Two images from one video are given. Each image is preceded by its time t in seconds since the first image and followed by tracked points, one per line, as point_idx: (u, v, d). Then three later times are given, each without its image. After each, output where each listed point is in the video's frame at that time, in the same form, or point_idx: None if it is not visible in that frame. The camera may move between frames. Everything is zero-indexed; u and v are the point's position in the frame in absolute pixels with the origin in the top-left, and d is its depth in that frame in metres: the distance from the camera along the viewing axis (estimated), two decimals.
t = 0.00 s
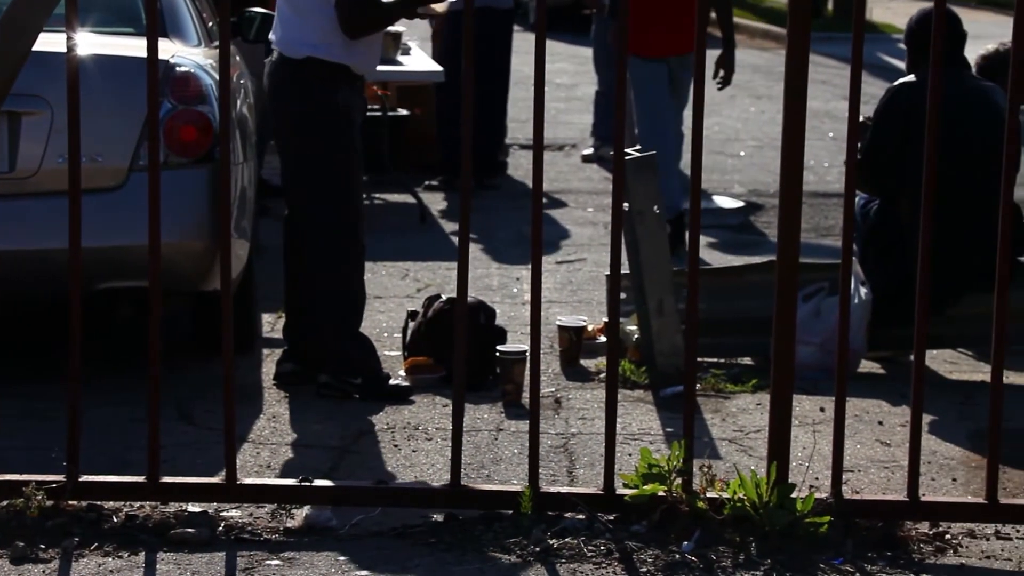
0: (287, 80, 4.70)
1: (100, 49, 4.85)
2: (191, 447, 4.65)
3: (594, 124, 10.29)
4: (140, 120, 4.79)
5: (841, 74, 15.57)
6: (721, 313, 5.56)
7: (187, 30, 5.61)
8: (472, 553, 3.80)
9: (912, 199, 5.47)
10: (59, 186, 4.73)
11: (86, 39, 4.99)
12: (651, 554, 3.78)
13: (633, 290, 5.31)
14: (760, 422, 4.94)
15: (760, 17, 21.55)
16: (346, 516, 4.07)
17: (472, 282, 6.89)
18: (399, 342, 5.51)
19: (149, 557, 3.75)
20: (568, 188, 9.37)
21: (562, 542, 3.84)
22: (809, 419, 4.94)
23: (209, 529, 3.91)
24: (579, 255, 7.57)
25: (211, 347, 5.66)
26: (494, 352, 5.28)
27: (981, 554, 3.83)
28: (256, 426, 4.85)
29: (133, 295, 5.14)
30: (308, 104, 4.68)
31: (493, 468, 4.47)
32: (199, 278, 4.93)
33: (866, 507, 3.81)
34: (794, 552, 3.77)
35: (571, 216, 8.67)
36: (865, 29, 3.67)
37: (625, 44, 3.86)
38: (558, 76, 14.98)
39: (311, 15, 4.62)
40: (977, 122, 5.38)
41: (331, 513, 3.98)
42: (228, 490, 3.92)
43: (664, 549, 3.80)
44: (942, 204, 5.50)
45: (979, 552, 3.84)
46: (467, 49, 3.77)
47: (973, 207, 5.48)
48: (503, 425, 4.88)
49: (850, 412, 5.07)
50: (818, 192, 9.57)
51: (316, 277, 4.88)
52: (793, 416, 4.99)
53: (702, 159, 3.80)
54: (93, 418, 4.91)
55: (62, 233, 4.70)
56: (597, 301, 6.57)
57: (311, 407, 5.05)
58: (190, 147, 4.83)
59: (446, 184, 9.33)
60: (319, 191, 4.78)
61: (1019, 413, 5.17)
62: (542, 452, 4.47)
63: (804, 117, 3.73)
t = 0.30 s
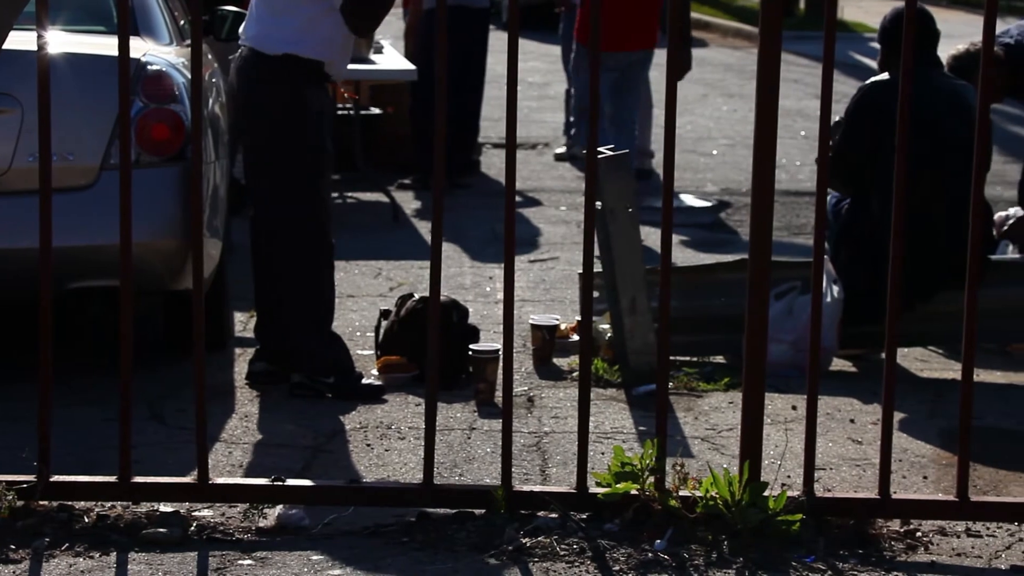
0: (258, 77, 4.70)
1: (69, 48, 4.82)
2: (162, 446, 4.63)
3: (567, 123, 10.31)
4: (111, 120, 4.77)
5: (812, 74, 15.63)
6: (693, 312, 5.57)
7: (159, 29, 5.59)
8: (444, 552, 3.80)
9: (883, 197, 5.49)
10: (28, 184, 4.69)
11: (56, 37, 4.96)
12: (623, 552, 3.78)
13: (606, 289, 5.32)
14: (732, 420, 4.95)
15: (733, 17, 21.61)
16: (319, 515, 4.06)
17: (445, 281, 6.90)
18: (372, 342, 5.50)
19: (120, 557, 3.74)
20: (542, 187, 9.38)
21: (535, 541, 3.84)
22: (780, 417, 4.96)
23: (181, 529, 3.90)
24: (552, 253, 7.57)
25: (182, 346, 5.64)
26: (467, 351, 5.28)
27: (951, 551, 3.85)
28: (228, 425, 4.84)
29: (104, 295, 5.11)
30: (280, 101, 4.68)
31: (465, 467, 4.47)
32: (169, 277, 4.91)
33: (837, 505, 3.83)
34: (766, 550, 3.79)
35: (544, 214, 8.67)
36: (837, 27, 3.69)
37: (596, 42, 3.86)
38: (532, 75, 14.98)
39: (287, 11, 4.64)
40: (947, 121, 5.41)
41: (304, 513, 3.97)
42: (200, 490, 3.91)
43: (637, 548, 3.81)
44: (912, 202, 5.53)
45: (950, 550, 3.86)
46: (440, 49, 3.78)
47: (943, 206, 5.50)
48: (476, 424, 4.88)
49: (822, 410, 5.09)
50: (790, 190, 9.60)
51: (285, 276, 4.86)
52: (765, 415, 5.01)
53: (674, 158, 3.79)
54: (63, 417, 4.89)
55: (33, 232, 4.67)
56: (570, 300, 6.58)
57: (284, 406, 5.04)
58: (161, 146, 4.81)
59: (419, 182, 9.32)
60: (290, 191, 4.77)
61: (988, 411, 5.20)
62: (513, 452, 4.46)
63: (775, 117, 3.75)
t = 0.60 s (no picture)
0: (234, 76, 4.67)
1: (39, 45, 4.77)
2: (135, 446, 4.62)
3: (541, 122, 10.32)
4: (82, 119, 4.73)
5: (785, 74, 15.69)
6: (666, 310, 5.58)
7: (131, 27, 5.57)
8: (418, 551, 3.80)
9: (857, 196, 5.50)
10: None
11: (26, 35, 4.92)
12: (597, 551, 3.79)
13: (580, 287, 5.33)
14: (705, 418, 4.97)
15: (706, 16, 21.67)
16: (292, 514, 4.05)
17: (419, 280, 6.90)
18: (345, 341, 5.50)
19: (92, 557, 3.72)
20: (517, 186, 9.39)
21: (509, 540, 3.84)
22: (753, 415, 4.98)
23: (154, 529, 3.88)
24: (526, 252, 7.58)
25: (154, 346, 5.62)
26: (441, 350, 5.28)
27: (923, 548, 3.88)
28: (201, 424, 4.82)
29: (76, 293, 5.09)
30: (258, 100, 4.67)
31: (439, 466, 4.47)
32: (142, 276, 4.89)
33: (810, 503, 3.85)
34: (740, 548, 3.80)
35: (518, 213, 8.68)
36: (810, 28, 3.70)
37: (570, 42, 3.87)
38: (505, 73, 14.99)
39: (268, 6, 4.63)
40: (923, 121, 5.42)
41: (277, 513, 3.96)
42: (172, 490, 3.89)
43: (611, 546, 3.82)
44: (886, 201, 5.55)
45: (922, 547, 3.88)
46: (413, 49, 3.77)
47: (919, 205, 5.53)
48: (450, 423, 4.87)
49: (795, 409, 5.11)
50: (764, 189, 9.64)
51: (262, 275, 4.84)
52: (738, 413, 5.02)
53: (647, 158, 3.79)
54: (34, 417, 4.86)
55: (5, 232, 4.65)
56: (544, 298, 6.59)
57: (257, 405, 5.03)
58: (133, 146, 4.78)
59: (392, 181, 9.32)
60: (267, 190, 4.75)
61: (960, 408, 5.23)
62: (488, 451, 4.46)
63: (748, 116, 3.75)
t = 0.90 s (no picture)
0: (220, 75, 4.66)
1: (19, 44, 4.76)
2: (116, 445, 4.60)
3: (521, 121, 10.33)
4: (61, 117, 4.72)
5: (765, 73, 15.73)
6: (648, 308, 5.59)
7: (110, 26, 5.55)
8: (401, 550, 3.80)
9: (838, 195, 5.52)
10: None
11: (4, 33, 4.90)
12: (579, 549, 3.79)
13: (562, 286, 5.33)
14: (687, 416, 4.98)
15: (686, 14, 21.71)
16: (274, 514, 4.04)
17: (400, 279, 6.90)
18: (328, 340, 5.49)
19: (73, 557, 3.71)
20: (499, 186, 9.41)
21: (492, 539, 3.85)
22: (733, 413, 4.99)
23: (135, 529, 3.87)
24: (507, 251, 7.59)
25: (134, 345, 5.60)
26: (422, 349, 5.27)
27: (904, 546, 3.89)
28: (182, 424, 4.81)
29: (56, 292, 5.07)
30: (245, 100, 4.66)
31: (422, 465, 4.47)
32: (123, 276, 4.87)
33: (792, 501, 3.86)
34: (722, 546, 3.81)
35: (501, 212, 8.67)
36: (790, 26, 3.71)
37: (551, 41, 3.87)
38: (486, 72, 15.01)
39: (252, 8, 4.60)
40: (906, 120, 5.44)
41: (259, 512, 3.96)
42: (154, 490, 3.88)
43: (593, 545, 3.82)
44: (868, 201, 5.57)
45: (903, 545, 3.90)
46: (394, 47, 3.76)
47: (903, 203, 5.54)
48: (432, 422, 4.87)
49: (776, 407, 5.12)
50: (744, 188, 9.67)
51: (249, 274, 4.83)
52: (720, 412, 5.04)
53: (628, 157, 3.79)
54: (13, 417, 4.84)
55: None
56: (525, 297, 6.59)
57: (238, 405, 5.01)
58: (114, 144, 4.77)
59: (372, 180, 9.31)
60: (253, 190, 4.74)
61: (940, 407, 5.25)
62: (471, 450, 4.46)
63: (729, 115, 3.76)
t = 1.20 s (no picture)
0: (202, 75, 4.65)
1: None
2: (95, 445, 4.59)
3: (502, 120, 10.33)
4: (41, 117, 4.70)
5: (745, 74, 15.75)
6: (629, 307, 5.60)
7: (89, 25, 5.53)
8: (381, 550, 3.80)
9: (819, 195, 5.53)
10: None
11: None
12: (560, 549, 3.80)
13: (542, 285, 5.33)
14: (667, 415, 4.98)
15: (667, 14, 21.73)
16: (254, 514, 4.03)
17: (381, 278, 6.90)
18: (309, 339, 5.48)
19: (53, 557, 3.69)
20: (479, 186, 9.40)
21: (472, 539, 3.85)
22: (714, 413, 5.01)
23: (115, 529, 3.86)
24: (488, 250, 7.59)
25: (114, 345, 5.58)
26: (403, 348, 5.27)
27: (884, 545, 3.90)
28: (162, 424, 4.79)
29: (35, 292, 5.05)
30: (227, 98, 4.64)
31: (403, 464, 4.46)
32: (103, 275, 4.85)
33: (771, 500, 3.87)
34: (702, 545, 3.81)
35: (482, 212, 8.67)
36: (770, 25, 3.72)
37: (531, 41, 3.87)
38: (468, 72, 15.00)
39: (227, 9, 4.54)
40: (887, 120, 5.45)
41: (239, 512, 3.95)
42: (133, 490, 3.87)
43: (574, 544, 3.82)
44: (848, 201, 5.58)
45: (883, 544, 3.91)
46: (374, 46, 3.76)
47: (883, 202, 5.56)
48: (412, 421, 4.87)
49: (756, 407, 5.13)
50: (724, 187, 9.68)
51: (232, 272, 4.82)
52: (701, 411, 5.04)
53: (609, 156, 3.79)
54: None
55: None
56: (505, 296, 6.59)
57: (218, 405, 5.00)
58: (94, 144, 4.76)
59: (353, 180, 9.30)
60: (235, 189, 4.74)
61: (919, 406, 5.27)
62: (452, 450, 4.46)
63: (709, 113, 3.76)
